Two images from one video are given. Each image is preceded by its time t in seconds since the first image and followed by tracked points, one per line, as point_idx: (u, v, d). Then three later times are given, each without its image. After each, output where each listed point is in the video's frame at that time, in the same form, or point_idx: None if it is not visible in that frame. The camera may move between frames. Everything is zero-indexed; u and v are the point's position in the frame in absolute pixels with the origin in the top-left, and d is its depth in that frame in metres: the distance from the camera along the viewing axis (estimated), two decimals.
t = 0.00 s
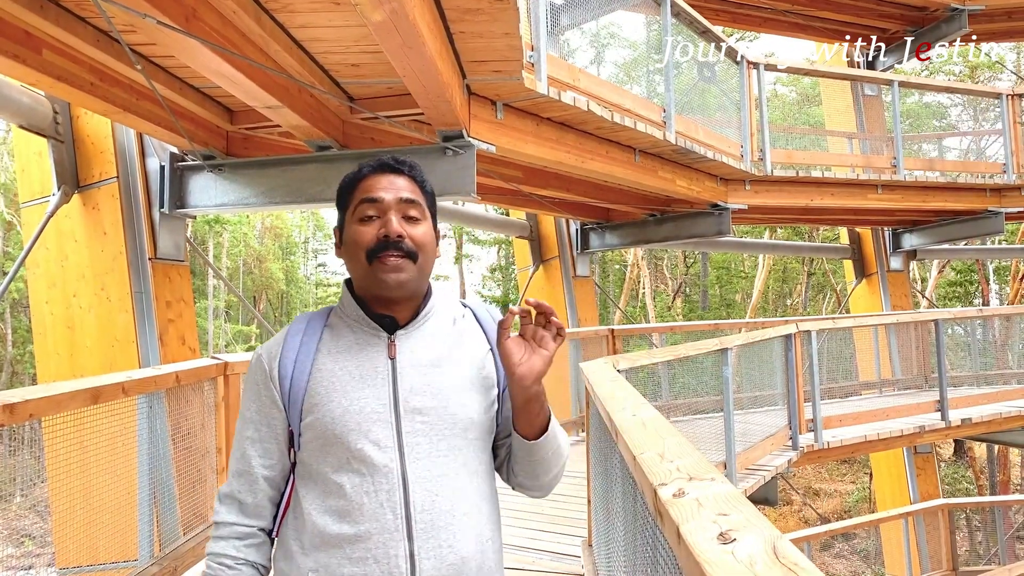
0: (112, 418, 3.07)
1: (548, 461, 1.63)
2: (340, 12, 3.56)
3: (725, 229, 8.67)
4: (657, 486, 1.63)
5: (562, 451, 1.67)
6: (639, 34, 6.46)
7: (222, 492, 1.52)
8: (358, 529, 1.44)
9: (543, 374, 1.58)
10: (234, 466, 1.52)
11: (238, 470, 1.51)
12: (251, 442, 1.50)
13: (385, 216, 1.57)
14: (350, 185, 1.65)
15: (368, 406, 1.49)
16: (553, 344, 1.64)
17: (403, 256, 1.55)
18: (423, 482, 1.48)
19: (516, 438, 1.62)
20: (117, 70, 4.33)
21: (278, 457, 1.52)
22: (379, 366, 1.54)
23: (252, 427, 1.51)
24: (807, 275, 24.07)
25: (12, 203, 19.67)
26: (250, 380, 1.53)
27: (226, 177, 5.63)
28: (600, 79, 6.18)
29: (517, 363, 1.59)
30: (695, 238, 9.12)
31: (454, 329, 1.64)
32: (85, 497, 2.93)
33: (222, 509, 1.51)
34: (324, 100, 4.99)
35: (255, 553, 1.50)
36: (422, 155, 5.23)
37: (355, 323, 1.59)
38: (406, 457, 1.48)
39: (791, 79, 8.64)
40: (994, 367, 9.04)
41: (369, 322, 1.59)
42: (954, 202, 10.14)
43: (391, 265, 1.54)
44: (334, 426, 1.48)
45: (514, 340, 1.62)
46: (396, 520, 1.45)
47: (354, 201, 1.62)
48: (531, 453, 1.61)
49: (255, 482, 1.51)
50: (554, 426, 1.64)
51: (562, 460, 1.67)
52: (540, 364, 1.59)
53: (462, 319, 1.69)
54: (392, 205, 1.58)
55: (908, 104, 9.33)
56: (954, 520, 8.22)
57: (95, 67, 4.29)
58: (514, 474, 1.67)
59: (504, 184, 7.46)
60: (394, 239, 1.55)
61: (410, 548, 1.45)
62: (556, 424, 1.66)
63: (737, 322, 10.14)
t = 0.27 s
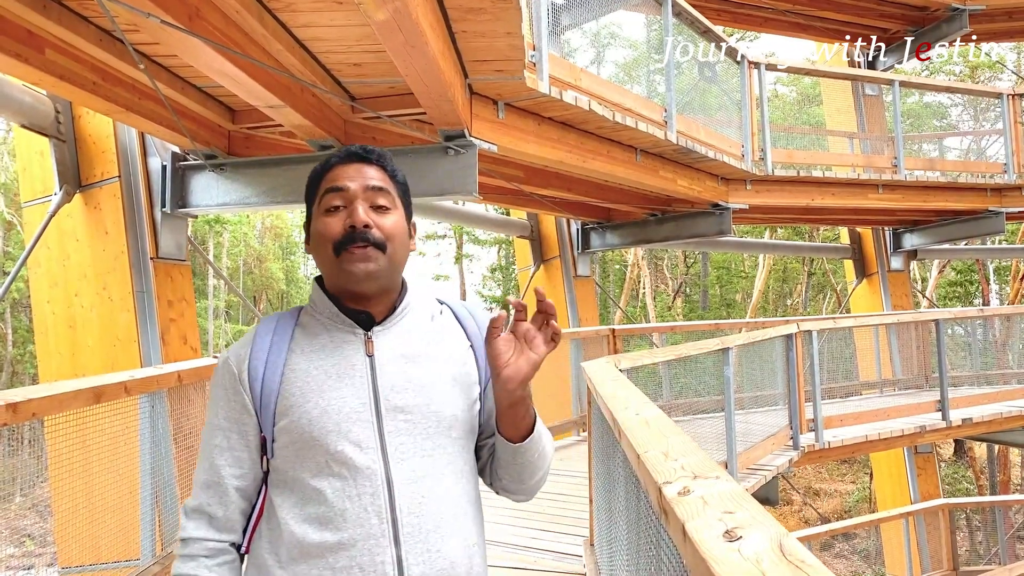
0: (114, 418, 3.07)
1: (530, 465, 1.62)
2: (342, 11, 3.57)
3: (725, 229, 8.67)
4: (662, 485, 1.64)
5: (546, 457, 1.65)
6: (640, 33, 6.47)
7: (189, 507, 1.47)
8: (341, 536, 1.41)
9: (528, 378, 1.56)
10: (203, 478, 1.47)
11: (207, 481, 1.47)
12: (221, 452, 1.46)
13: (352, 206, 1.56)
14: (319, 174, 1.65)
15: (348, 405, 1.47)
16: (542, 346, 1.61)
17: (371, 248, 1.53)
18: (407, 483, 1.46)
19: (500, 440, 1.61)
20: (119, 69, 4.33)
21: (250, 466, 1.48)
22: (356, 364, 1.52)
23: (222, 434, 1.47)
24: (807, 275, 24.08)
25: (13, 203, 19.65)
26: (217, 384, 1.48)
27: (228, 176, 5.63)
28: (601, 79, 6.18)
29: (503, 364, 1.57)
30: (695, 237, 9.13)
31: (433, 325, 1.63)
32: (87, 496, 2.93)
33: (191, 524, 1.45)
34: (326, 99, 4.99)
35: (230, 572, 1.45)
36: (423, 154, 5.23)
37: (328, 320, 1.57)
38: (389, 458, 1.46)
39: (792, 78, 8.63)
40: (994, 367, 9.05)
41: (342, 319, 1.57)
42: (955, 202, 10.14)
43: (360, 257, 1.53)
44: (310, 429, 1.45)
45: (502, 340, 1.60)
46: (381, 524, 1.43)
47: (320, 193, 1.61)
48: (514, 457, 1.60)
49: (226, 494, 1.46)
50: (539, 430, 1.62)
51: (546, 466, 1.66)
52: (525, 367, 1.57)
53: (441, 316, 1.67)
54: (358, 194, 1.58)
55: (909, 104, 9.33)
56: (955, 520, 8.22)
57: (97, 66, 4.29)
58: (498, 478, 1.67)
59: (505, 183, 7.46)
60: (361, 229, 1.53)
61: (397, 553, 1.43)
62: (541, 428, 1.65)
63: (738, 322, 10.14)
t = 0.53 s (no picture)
0: (116, 418, 3.06)
1: (522, 471, 1.67)
2: (345, 10, 3.57)
3: (727, 229, 8.67)
4: (667, 484, 1.63)
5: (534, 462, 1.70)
6: (641, 33, 6.47)
7: (171, 521, 1.44)
8: (332, 549, 1.41)
9: (521, 386, 1.61)
10: (186, 490, 1.46)
11: (190, 494, 1.45)
12: (205, 462, 1.45)
13: (343, 207, 1.57)
14: (305, 171, 1.64)
15: (338, 414, 1.47)
16: (529, 352, 1.66)
17: (363, 250, 1.53)
18: (400, 493, 1.47)
19: (493, 448, 1.65)
20: (122, 69, 4.33)
21: (235, 476, 1.47)
22: (346, 371, 1.52)
23: (206, 444, 1.45)
24: (808, 275, 24.07)
25: (14, 203, 19.66)
26: (199, 392, 1.46)
27: (230, 176, 5.64)
28: (602, 79, 6.19)
29: (497, 375, 1.59)
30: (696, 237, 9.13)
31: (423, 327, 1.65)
32: (89, 495, 2.93)
33: (174, 539, 1.43)
34: (328, 99, 4.99)
35: None
36: (424, 154, 5.24)
37: (314, 324, 1.57)
38: (380, 468, 1.47)
39: (792, 78, 8.63)
40: (996, 367, 9.04)
41: (331, 322, 1.57)
42: (956, 202, 10.13)
43: (351, 259, 1.53)
44: (300, 438, 1.44)
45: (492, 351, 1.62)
46: (374, 535, 1.43)
47: (308, 191, 1.61)
48: (507, 463, 1.64)
49: (211, 506, 1.45)
50: (530, 436, 1.68)
51: (534, 470, 1.71)
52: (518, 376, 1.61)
53: (430, 317, 1.70)
54: (350, 194, 1.58)
55: (910, 103, 9.33)
56: (957, 520, 8.21)
57: (100, 66, 4.29)
58: (487, 483, 1.71)
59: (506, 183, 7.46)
60: (353, 231, 1.54)
61: (390, 564, 1.44)
62: (531, 434, 1.70)
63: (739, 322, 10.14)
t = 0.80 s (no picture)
0: (115, 419, 3.05)
1: (514, 485, 1.66)
2: (344, 10, 3.56)
3: (727, 229, 8.66)
4: (666, 485, 1.63)
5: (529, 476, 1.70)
6: (641, 33, 6.46)
7: (164, 525, 1.44)
8: (326, 556, 1.40)
9: (517, 398, 1.61)
10: (179, 493, 1.45)
11: (183, 497, 1.45)
12: (198, 464, 1.44)
13: (342, 205, 1.57)
14: (306, 167, 1.65)
15: (334, 417, 1.47)
16: (527, 365, 1.66)
17: (363, 249, 1.54)
18: (396, 499, 1.46)
19: (485, 459, 1.65)
20: (122, 69, 4.33)
21: (229, 479, 1.46)
22: (342, 373, 1.52)
23: (200, 446, 1.45)
24: (809, 275, 24.06)
25: (15, 202, 19.65)
26: (193, 393, 1.46)
27: (230, 176, 5.64)
28: (603, 79, 6.18)
29: (490, 386, 1.60)
30: (697, 237, 9.11)
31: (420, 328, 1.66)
32: (87, 497, 2.92)
33: (168, 542, 1.42)
34: (327, 99, 4.99)
35: None
36: (424, 154, 5.24)
37: (312, 324, 1.57)
38: (376, 473, 1.46)
39: (793, 78, 8.62)
40: (997, 367, 9.03)
41: (328, 323, 1.57)
42: (957, 202, 10.12)
43: (351, 258, 1.53)
44: (294, 442, 1.44)
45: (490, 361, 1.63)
46: (369, 542, 1.43)
47: (308, 188, 1.61)
48: (499, 475, 1.64)
49: (205, 509, 1.44)
50: (526, 449, 1.67)
51: (529, 483, 1.70)
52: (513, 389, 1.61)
53: (430, 319, 1.71)
54: (350, 191, 1.58)
55: (911, 103, 9.32)
56: (958, 520, 8.20)
57: (99, 66, 4.29)
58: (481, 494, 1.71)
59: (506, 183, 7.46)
60: (352, 229, 1.54)
61: (386, 570, 1.43)
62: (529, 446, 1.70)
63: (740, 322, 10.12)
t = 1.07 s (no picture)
0: (115, 423, 3.05)
1: (532, 493, 1.66)
2: (344, 15, 3.56)
3: (728, 230, 8.65)
4: (666, 494, 1.63)
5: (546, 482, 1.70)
6: (641, 34, 6.45)
7: (178, 536, 1.45)
8: (340, 571, 1.41)
9: (530, 408, 1.60)
10: (193, 505, 1.46)
11: (197, 509, 1.46)
12: (212, 476, 1.45)
13: (353, 218, 1.57)
14: (317, 179, 1.64)
15: (347, 432, 1.47)
16: (537, 373, 1.65)
17: (374, 263, 1.54)
18: (409, 514, 1.47)
19: (502, 468, 1.64)
20: (122, 73, 4.33)
21: (243, 492, 1.47)
22: (355, 386, 1.52)
23: (214, 458, 1.46)
24: (809, 276, 24.07)
25: (16, 203, 19.66)
26: (207, 405, 1.46)
27: (230, 179, 5.64)
28: (603, 81, 6.18)
29: (504, 398, 1.59)
30: (697, 239, 9.09)
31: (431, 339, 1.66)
32: (87, 501, 2.92)
33: (182, 554, 1.43)
34: (328, 104, 5.00)
35: None
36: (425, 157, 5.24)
37: (324, 336, 1.58)
38: (389, 488, 1.47)
39: (794, 78, 8.54)
40: (998, 368, 9.02)
41: (340, 334, 1.58)
42: (957, 203, 10.12)
43: (362, 271, 1.53)
44: (307, 456, 1.44)
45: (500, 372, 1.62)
46: (383, 557, 1.43)
47: (319, 200, 1.61)
48: (516, 485, 1.64)
49: (218, 522, 1.45)
50: (541, 457, 1.67)
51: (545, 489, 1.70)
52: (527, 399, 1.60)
53: (442, 329, 1.71)
54: (361, 204, 1.58)
55: (912, 104, 9.31)
56: (958, 521, 8.21)
57: (99, 70, 4.29)
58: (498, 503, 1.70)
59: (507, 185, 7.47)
60: (364, 243, 1.54)
61: None
62: (544, 454, 1.70)
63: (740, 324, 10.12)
